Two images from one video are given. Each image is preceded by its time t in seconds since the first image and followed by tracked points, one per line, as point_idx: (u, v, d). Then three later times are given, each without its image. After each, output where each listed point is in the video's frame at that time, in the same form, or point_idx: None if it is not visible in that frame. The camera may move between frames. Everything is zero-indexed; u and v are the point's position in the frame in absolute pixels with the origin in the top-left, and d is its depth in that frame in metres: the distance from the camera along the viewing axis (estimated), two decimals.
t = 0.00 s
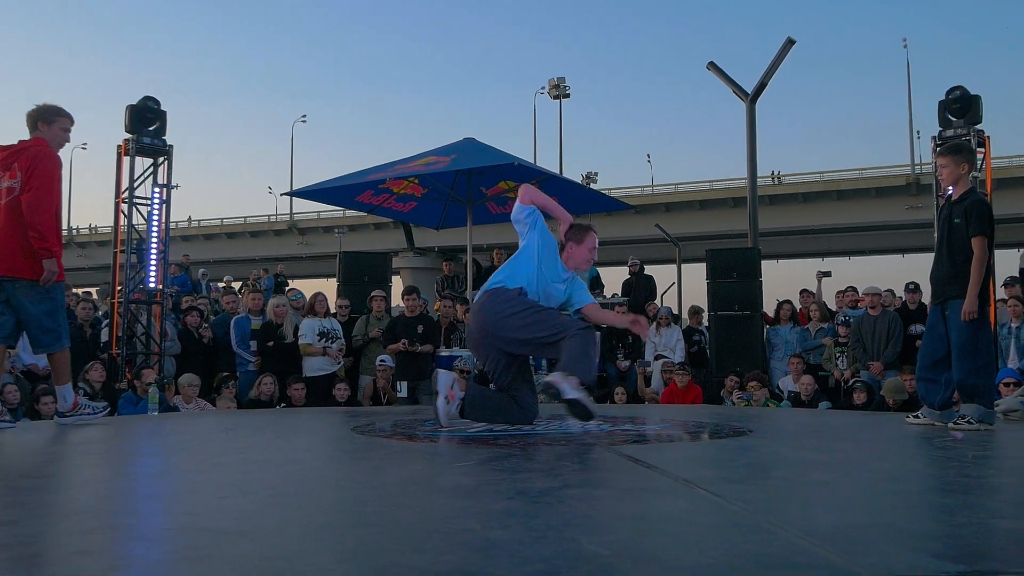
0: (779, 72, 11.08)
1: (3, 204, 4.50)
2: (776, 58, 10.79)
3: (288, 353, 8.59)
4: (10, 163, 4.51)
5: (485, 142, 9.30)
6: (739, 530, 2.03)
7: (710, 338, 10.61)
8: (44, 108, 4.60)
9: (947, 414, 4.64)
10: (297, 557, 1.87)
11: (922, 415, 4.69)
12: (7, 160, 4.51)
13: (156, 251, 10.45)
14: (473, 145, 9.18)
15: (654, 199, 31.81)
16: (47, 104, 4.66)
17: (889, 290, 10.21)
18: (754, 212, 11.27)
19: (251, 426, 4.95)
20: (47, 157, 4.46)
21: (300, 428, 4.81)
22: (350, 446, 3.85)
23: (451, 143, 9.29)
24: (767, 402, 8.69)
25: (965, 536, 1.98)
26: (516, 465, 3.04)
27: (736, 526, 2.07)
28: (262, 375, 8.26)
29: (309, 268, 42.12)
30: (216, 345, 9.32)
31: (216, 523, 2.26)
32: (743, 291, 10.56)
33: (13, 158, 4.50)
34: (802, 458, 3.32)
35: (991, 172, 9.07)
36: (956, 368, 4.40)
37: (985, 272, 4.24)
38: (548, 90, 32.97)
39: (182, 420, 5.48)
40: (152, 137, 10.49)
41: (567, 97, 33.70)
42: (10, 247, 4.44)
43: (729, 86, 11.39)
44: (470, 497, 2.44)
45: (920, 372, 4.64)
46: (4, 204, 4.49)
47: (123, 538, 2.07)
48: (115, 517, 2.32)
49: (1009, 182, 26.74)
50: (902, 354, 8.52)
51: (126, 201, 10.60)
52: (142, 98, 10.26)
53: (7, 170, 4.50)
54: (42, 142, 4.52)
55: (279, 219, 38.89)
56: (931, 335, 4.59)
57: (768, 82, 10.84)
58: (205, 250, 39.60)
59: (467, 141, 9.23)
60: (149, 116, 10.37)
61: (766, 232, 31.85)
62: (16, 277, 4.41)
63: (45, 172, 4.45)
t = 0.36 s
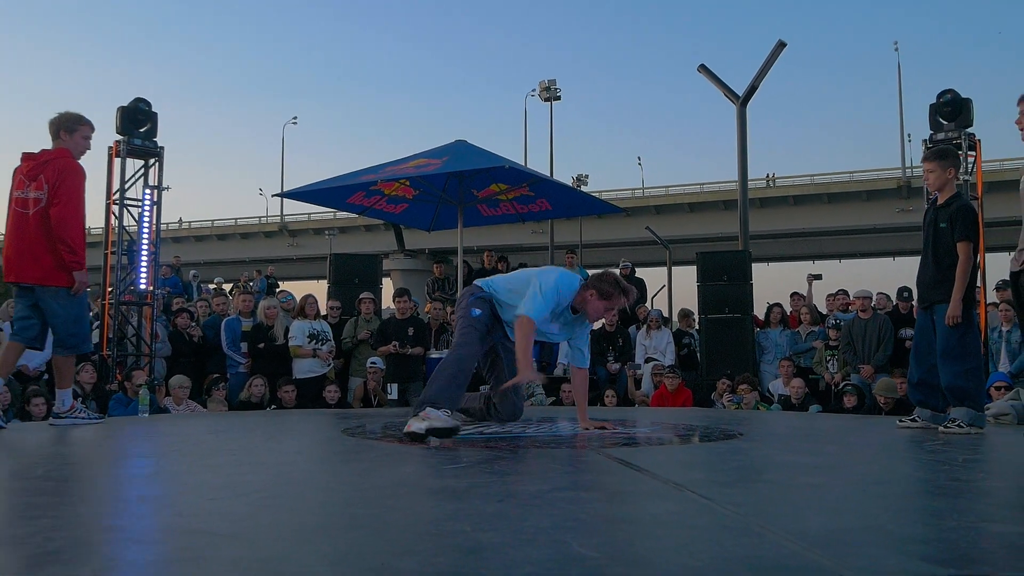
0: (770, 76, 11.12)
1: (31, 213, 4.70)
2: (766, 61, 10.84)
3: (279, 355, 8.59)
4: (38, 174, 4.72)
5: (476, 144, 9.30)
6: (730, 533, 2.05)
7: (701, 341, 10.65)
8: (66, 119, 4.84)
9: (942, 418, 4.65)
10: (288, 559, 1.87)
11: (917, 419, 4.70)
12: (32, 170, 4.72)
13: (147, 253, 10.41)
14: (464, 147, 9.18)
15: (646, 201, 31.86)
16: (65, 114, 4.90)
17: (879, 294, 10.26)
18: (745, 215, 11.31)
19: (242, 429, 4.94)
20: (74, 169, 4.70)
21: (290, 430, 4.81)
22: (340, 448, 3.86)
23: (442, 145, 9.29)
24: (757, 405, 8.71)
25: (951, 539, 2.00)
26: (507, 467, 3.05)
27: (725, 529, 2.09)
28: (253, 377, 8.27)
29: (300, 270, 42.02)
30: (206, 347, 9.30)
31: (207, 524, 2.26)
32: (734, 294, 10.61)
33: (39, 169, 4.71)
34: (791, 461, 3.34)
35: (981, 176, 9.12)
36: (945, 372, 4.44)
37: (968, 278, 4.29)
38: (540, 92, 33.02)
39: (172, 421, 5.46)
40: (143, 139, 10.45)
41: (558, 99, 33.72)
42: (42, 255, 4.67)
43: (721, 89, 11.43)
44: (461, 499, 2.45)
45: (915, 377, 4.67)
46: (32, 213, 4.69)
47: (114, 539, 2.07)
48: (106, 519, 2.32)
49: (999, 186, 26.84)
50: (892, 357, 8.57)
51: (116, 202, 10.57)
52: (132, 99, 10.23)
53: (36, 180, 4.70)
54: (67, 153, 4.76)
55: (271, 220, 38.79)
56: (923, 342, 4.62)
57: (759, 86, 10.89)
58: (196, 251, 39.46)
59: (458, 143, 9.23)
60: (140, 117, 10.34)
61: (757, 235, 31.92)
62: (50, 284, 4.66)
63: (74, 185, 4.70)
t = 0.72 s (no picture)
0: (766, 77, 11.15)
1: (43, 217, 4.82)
2: (762, 62, 10.86)
3: (275, 355, 8.57)
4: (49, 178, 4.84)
5: (472, 145, 9.31)
6: (724, 534, 2.05)
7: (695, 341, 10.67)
8: (78, 123, 4.92)
9: (936, 419, 4.65)
10: (283, 558, 1.87)
11: (912, 420, 4.65)
12: (45, 174, 4.85)
13: (142, 253, 10.39)
14: (460, 147, 9.19)
15: (642, 202, 31.91)
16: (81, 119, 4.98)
17: (873, 295, 10.29)
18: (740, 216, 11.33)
19: (237, 428, 4.94)
20: (78, 172, 4.74)
21: (286, 430, 4.81)
22: (336, 448, 3.85)
23: (438, 145, 9.29)
24: (752, 405, 8.72)
25: (947, 540, 2.01)
26: (504, 468, 3.05)
27: (720, 530, 2.09)
28: (249, 377, 8.25)
29: (296, 270, 41.98)
30: (202, 346, 9.27)
31: (201, 524, 2.26)
32: (728, 295, 10.63)
33: (50, 172, 4.83)
34: (787, 462, 3.35)
35: (975, 178, 9.15)
36: (933, 373, 4.45)
37: (951, 280, 4.30)
38: (537, 93, 33.04)
39: (168, 421, 5.45)
40: (138, 138, 10.43)
41: (554, 100, 33.74)
42: (49, 255, 4.74)
43: (716, 91, 11.45)
44: (457, 499, 2.44)
45: (905, 379, 4.68)
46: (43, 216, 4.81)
47: (109, 539, 2.07)
48: (100, 519, 2.31)
49: (994, 187, 26.94)
50: (887, 358, 8.58)
51: (112, 202, 10.55)
52: (127, 99, 10.21)
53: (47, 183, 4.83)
54: (75, 155, 4.83)
55: (266, 220, 38.75)
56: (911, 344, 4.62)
57: (754, 87, 10.92)
58: (192, 251, 39.40)
59: (453, 144, 9.23)
60: (136, 117, 10.32)
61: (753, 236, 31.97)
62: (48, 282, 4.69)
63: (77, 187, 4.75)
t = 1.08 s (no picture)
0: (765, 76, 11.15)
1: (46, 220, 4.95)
2: (761, 62, 10.86)
3: (273, 354, 8.57)
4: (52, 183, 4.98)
5: (471, 144, 9.31)
6: (724, 534, 2.04)
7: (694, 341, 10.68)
8: (85, 129, 5.01)
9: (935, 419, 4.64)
10: (282, 557, 1.87)
11: (910, 420, 4.65)
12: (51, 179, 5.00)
13: (141, 251, 10.38)
14: (458, 146, 9.19)
15: (641, 201, 31.91)
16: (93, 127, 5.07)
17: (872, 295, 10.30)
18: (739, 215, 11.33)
19: (236, 426, 4.93)
20: (60, 170, 4.77)
21: (285, 429, 4.80)
22: (335, 446, 3.85)
23: (437, 144, 9.29)
24: (751, 405, 8.72)
25: (946, 540, 2.01)
26: (503, 467, 3.05)
27: (719, 529, 2.09)
28: (247, 375, 8.24)
29: (294, 268, 41.95)
30: (201, 344, 9.27)
31: (200, 522, 2.26)
32: (727, 295, 10.64)
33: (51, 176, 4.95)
34: (786, 461, 3.35)
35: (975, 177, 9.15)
36: (931, 370, 4.47)
37: (947, 277, 4.34)
38: (536, 92, 33.02)
39: (167, 419, 5.45)
40: (137, 136, 10.41)
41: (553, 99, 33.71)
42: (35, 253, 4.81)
43: (716, 90, 11.45)
44: (456, 498, 2.44)
45: (905, 380, 4.67)
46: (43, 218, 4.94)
47: (107, 537, 2.06)
48: (99, 517, 2.30)
49: (993, 187, 26.95)
50: (886, 358, 8.59)
51: (111, 200, 10.54)
52: (126, 97, 10.20)
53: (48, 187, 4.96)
54: (72, 158, 4.88)
55: (265, 219, 38.73)
56: (908, 343, 4.63)
57: (753, 86, 10.92)
58: (191, 250, 39.38)
59: (452, 142, 9.23)
60: (135, 115, 10.31)
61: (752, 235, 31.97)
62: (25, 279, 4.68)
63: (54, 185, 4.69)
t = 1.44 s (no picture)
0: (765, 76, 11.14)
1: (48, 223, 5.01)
2: (761, 61, 10.86)
3: (274, 354, 8.57)
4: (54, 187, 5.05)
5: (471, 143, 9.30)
6: (724, 534, 2.04)
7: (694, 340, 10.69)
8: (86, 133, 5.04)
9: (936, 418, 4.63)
10: (283, 558, 1.86)
11: (911, 419, 4.65)
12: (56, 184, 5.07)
13: (141, 251, 10.39)
14: (459, 146, 9.19)
15: (641, 201, 31.91)
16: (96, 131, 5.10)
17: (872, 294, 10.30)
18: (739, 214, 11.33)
19: (237, 426, 4.93)
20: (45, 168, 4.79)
21: (285, 429, 4.80)
22: (335, 446, 3.84)
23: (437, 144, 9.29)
24: (752, 404, 8.75)
25: (947, 540, 2.00)
26: (504, 467, 3.04)
27: (720, 530, 2.09)
28: (247, 375, 8.24)
29: (294, 268, 41.98)
30: (201, 345, 9.27)
31: (201, 522, 2.26)
32: (728, 294, 10.63)
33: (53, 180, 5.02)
34: (788, 461, 3.34)
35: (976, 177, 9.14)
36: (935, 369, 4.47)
37: (947, 276, 4.34)
38: (536, 91, 33.02)
39: (168, 420, 5.45)
40: (138, 136, 10.42)
41: (554, 99, 33.71)
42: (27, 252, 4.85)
43: (716, 90, 11.45)
44: (456, 499, 2.44)
45: (905, 380, 4.68)
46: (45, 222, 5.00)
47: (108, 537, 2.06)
48: (100, 517, 2.30)
49: (993, 186, 26.94)
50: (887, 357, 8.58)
51: (111, 200, 10.55)
52: (127, 97, 10.21)
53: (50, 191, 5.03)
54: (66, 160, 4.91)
55: (266, 218, 38.74)
56: (910, 343, 4.63)
57: (753, 86, 10.92)
58: (191, 250, 39.40)
59: (452, 142, 9.23)
60: (135, 115, 10.32)
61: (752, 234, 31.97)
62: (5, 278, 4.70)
63: (37, 183, 4.70)
